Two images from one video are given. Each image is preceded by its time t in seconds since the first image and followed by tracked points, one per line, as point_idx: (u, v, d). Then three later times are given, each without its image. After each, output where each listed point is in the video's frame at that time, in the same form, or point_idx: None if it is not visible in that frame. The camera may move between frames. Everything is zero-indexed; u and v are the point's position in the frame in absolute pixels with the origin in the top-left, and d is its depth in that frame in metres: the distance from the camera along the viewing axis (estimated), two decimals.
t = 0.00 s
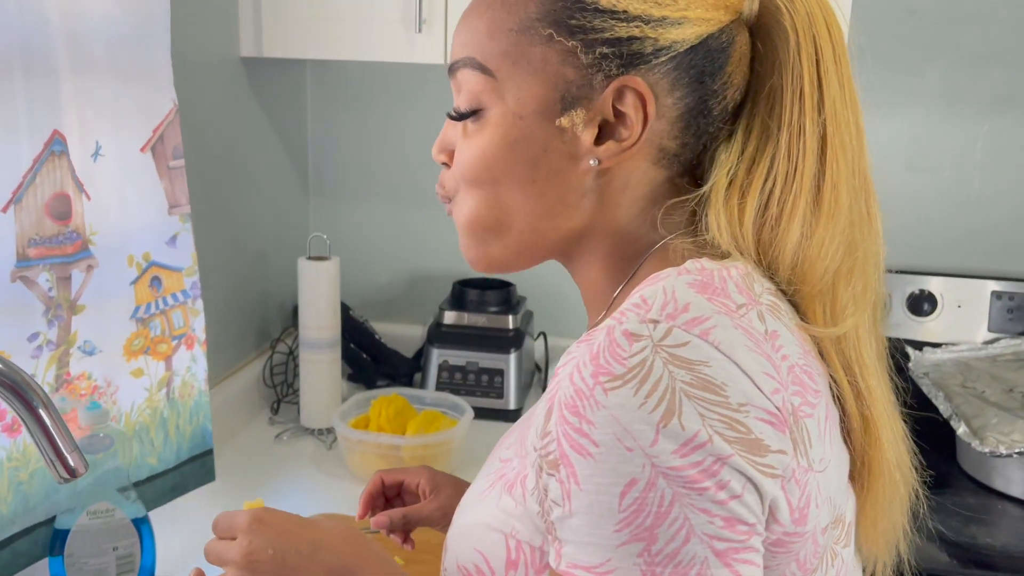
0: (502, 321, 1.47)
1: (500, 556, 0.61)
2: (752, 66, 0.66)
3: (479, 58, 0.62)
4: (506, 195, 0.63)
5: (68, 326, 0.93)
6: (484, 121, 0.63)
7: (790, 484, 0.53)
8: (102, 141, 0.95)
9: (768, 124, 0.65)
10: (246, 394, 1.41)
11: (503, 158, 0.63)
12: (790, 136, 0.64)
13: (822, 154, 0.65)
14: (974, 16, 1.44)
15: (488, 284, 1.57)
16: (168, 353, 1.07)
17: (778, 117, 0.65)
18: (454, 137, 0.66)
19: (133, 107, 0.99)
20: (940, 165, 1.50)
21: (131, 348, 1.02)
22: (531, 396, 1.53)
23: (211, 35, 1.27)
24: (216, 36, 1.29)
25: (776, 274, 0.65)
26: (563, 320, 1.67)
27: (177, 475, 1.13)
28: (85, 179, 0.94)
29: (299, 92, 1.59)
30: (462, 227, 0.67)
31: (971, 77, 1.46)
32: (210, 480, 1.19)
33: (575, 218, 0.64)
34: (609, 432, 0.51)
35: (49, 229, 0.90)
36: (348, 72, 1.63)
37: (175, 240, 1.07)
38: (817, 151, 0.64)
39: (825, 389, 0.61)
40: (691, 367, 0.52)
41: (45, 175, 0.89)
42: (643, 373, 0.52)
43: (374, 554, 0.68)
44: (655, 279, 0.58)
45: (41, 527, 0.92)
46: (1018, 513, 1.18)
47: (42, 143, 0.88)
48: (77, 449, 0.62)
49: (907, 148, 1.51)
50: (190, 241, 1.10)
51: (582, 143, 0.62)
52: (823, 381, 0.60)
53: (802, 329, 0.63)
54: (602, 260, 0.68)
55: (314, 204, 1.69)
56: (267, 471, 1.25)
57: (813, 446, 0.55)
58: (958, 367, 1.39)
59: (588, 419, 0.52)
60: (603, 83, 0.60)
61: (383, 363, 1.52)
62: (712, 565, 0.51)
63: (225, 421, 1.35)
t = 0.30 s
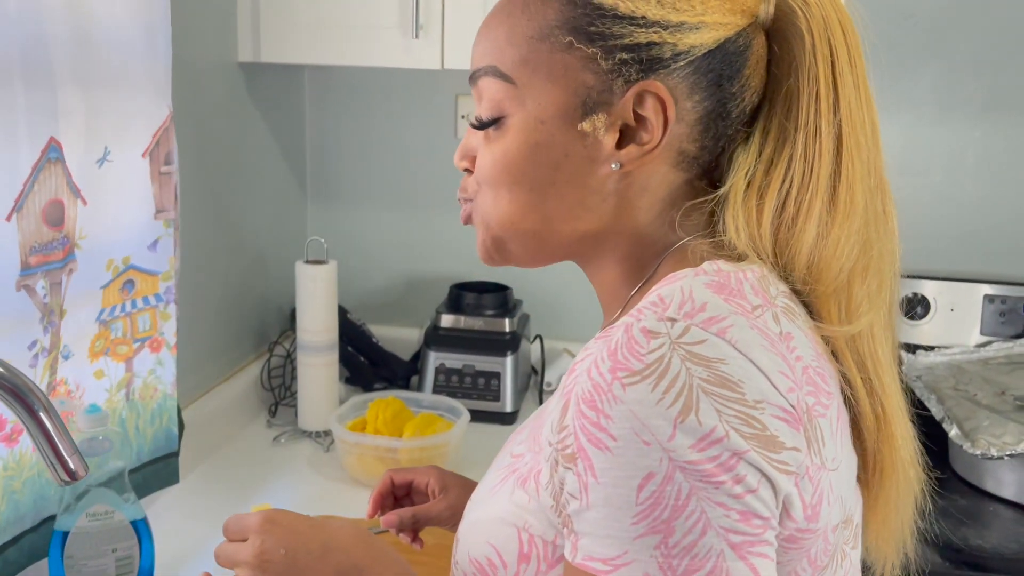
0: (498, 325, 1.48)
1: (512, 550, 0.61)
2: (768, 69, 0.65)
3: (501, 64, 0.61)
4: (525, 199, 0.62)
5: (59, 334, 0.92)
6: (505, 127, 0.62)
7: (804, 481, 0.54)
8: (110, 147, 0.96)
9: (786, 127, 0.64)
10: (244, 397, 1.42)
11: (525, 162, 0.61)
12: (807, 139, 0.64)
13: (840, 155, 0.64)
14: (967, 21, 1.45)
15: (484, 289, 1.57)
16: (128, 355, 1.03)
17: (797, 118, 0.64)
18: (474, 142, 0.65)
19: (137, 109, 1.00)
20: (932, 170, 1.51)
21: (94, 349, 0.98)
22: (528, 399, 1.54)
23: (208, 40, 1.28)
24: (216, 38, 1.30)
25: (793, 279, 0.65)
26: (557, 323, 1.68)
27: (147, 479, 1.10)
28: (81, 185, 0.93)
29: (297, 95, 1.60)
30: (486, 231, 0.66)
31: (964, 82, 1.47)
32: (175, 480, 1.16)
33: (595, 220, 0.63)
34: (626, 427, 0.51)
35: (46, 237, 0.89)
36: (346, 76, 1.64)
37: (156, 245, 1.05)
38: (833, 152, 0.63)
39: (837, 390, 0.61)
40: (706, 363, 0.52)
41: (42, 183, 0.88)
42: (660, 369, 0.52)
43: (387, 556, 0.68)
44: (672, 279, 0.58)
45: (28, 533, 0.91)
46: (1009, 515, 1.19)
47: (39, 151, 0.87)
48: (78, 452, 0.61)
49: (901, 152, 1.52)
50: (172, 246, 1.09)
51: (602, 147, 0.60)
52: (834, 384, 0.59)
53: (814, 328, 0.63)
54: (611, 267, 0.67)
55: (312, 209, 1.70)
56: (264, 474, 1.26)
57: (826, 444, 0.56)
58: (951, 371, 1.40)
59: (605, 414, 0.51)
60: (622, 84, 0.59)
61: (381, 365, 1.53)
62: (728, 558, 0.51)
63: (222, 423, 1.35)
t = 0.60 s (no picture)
0: (493, 326, 1.51)
1: (521, 537, 0.63)
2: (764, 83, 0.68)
3: (509, 80, 0.64)
4: (535, 207, 0.64)
5: (65, 336, 0.94)
6: (515, 139, 0.64)
7: (803, 469, 0.56)
8: (106, 154, 0.97)
9: (782, 139, 0.67)
10: (243, 398, 1.44)
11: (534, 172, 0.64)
12: (803, 150, 0.66)
13: (834, 166, 0.66)
14: (952, 29, 1.49)
15: (479, 291, 1.60)
16: (134, 357, 1.05)
17: (793, 131, 0.66)
18: (484, 153, 0.67)
19: (130, 119, 1.01)
20: (918, 175, 1.54)
21: (102, 351, 1.00)
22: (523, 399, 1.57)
23: (207, 47, 1.30)
24: (215, 45, 1.32)
25: (792, 285, 0.67)
26: (552, 325, 1.71)
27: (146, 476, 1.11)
28: (85, 192, 0.95)
29: (295, 100, 1.63)
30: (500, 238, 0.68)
31: (949, 88, 1.51)
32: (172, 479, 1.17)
33: (603, 226, 0.65)
34: (636, 416, 0.53)
35: (51, 241, 0.91)
36: (344, 82, 1.66)
37: (158, 249, 1.07)
38: (826, 162, 0.66)
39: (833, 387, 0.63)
40: (712, 358, 0.54)
41: (46, 189, 0.90)
42: (669, 361, 0.54)
43: (399, 552, 0.71)
44: (678, 278, 0.61)
45: (33, 530, 0.93)
46: (991, 513, 1.22)
47: (43, 158, 0.89)
48: (87, 447, 0.63)
49: (888, 157, 1.55)
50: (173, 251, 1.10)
51: (607, 158, 0.62)
52: (829, 380, 0.62)
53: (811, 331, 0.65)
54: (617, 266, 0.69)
55: (310, 212, 1.73)
56: (264, 473, 1.28)
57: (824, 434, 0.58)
58: (937, 371, 1.42)
59: (616, 403, 0.53)
60: (625, 99, 0.61)
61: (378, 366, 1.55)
62: (734, 540, 0.52)
63: (222, 423, 1.37)
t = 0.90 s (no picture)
0: (488, 329, 1.54)
1: (530, 529, 0.66)
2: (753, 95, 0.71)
3: (512, 100, 0.66)
4: (542, 217, 0.67)
5: (70, 339, 0.96)
6: (520, 156, 0.67)
7: (802, 458, 0.59)
8: (93, 161, 0.97)
9: (771, 147, 0.69)
10: (242, 399, 1.47)
11: (542, 186, 0.66)
12: (791, 157, 0.69)
13: (821, 171, 0.69)
14: (936, 38, 1.52)
15: (473, 294, 1.63)
16: (146, 361, 1.08)
17: (781, 137, 0.69)
18: (491, 169, 0.70)
19: (124, 127, 1.02)
20: (902, 182, 1.58)
21: (111, 355, 1.02)
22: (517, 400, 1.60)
23: (207, 56, 1.33)
24: (215, 54, 1.35)
25: (782, 283, 0.70)
26: (545, 327, 1.74)
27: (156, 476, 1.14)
28: (78, 200, 0.96)
29: (293, 108, 1.66)
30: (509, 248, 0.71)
31: (933, 96, 1.54)
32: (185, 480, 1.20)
33: (607, 233, 0.68)
34: (648, 410, 0.55)
35: (54, 248, 0.92)
36: (341, 88, 1.69)
37: (160, 255, 1.09)
38: (813, 167, 0.69)
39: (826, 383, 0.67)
40: (717, 355, 0.57)
41: (47, 198, 0.91)
42: (677, 358, 0.57)
43: (413, 553, 0.72)
44: (682, 280, 0.64)
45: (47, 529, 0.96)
46: (972, 512, 1.25)
47: (43, 167, 0.90)
48: (97, 447, 0.67)
49: (874, 164, 1.58)
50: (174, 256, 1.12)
51: (612, 171, 0.65)
52: (819, 376, 0.65)
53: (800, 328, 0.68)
54: (620, 272, 0.71)
55: (307, 216, 1.76)
56: (263, 473, 1.31)
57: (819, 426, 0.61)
58: (920, 373, 1.46)
59: (628, 398, 0.56)
60: (625, 114, 0.64)
61: (374, 368, 1.58)
62: (741, 525, 0.55)
63: (221, 424, 1.40)
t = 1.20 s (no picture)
0: (482, 332, 1.56)
1: (567, 514, 0.67)
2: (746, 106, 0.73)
3: (536, 118, 0.67)
4: (567, 230, 0.68)
5: (69, 343, 0.98)
6: (545, 171, 0.67)
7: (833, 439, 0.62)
8: (89, 168, 0.98)
9: (770, 155, 0.72)
10: (238, 401, 1.48)
11: (568, 198, 0.67)
12: (788, 163, 0.71)
13: (818, 175, 0.72)
14: (923, 47, 1.55)
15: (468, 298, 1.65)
16: (137, 365, 1.09)
17: (784, 144, 0.71)
18: (512, 183, 0.70)
19: (122, 134, 1.03)
20: (890, 188, 1.61)
21: (102, 359, 1.03)
22: (510, 403, 1.62)
23: (206, 63, 1.35)
24: (213, 61, 1.37)
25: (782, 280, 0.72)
26: (538, 331, 1.76)
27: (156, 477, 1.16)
28: (74, 207, 0.97)
29: (289, 113, 1.68)
30: (530, 261, 0.71)
31: (921, 104, 1.57)
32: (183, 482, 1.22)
33: (629, 243, 0.69)
34: (705, 397, 0.58)
35: (53, 254, 0.94)
36: (337, 94, 1.71)
37: (157, 260, 1.11)
38: (808, 172, 0.72)
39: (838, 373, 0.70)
40: (760, 346, 0.60)
41: (46, 204, 0.93)
42: (727, 350, 0.59)
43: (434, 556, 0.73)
44: (707, 279, 0.67)
45: (47, 529, 0.97)
46: (957, 513, 1.27)
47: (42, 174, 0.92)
48: (101, 448, 0.70)
49: (862, 170, 1.61)
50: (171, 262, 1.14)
51: (637, 184, 0.66)
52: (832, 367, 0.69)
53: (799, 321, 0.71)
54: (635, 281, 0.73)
55: (303, 221, 1.77)
56: (259, 474, 1.33)
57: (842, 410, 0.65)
58: (907, 376, 1.47)
59: (683, 387, 0.58)
60: (647, 129, 0.65)
61: (370, 370, 1.60)
62: (789, 501, 0.57)
63: (217, 426, 1.42)
